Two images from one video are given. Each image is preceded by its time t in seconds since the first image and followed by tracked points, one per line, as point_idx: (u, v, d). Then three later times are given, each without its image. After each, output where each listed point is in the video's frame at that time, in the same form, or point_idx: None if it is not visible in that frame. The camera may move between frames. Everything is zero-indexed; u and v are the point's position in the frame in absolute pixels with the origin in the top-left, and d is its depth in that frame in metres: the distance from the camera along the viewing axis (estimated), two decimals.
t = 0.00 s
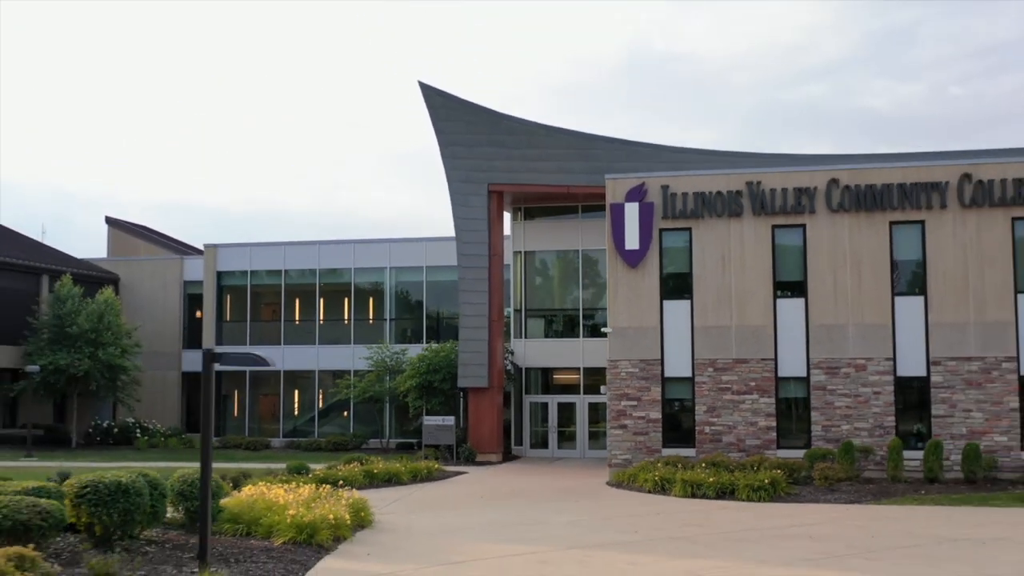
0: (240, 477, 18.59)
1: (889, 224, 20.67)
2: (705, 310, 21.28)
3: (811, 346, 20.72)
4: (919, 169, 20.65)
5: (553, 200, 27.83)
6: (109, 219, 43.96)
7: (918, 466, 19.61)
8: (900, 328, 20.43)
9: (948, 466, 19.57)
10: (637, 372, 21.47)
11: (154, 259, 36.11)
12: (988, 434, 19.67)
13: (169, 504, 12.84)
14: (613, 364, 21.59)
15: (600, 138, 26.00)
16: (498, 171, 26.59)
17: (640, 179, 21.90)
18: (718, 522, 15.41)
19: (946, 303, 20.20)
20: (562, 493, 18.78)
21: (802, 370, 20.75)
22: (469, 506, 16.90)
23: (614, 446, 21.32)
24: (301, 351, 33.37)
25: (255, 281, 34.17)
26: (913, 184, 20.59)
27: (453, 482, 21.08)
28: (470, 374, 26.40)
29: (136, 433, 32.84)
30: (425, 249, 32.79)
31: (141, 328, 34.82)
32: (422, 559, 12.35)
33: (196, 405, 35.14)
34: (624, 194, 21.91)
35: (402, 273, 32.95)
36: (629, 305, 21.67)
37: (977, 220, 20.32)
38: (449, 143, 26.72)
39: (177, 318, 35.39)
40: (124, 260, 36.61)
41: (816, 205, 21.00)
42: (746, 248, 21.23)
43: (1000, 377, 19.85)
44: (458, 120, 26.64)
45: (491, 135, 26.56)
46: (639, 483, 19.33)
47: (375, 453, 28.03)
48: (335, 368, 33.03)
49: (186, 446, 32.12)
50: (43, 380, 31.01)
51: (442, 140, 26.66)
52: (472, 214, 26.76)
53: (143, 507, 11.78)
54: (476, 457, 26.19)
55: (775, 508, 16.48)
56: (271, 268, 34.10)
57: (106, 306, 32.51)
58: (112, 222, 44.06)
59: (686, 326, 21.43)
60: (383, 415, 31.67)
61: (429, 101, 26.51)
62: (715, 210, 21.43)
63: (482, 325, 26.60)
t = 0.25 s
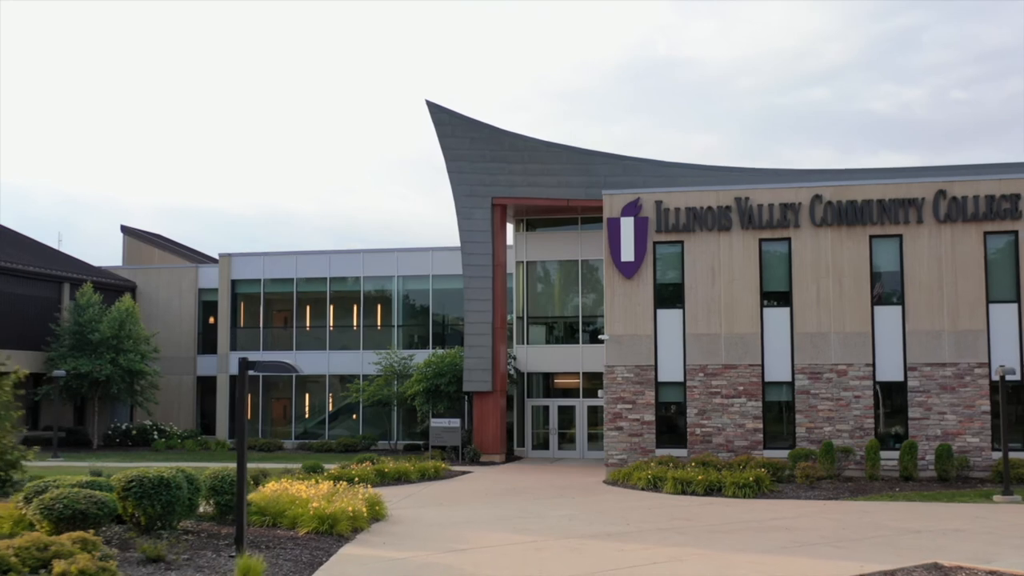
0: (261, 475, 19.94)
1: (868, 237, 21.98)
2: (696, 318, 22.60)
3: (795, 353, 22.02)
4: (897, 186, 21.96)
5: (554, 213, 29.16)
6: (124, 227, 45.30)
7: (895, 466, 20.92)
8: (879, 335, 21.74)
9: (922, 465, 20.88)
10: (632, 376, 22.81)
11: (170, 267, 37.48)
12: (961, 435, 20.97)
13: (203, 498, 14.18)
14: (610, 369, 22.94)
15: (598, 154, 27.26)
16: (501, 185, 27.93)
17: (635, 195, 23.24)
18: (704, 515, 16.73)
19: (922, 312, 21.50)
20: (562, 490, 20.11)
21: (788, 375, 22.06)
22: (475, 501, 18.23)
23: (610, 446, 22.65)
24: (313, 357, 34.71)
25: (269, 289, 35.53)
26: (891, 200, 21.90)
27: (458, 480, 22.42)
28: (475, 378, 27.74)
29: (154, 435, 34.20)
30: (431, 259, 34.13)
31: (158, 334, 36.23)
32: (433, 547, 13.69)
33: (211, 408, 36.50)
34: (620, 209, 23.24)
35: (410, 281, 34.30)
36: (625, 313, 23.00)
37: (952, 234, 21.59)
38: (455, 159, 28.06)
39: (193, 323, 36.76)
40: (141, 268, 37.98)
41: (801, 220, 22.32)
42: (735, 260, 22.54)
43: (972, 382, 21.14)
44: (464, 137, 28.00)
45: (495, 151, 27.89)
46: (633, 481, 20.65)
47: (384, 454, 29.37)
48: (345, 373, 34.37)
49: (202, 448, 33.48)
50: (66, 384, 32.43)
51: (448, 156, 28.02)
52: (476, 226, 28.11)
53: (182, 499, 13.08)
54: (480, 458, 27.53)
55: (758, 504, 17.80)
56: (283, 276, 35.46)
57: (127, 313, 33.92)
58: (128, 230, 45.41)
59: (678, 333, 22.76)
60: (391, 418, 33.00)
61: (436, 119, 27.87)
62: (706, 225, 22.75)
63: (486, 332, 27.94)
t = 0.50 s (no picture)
0: (278, 474, 21.20)
1: (851, 250, 23.25)
2: (689, 326, 23.86)
3: (782, 359, 23.28)
4: (878, 201, 23.23)
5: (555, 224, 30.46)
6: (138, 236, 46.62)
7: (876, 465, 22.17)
8: (861, 342, 23.00)
9: (900, 465, 22.15)
10: (628, 381, 24.10)
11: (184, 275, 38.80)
12: (938, 436, 22.23)
13: (230, 494, 15.44)
14: (607, 374, 24.22)
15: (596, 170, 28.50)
16: (504, 199, 29.22)
17: (631, 210, 24.53)
18: (693, 511, 17.99)
19: (902, 321, 22.78)
20: (561, 489, 21.36)
21: (775, 379, 23.32)
22: (480, 498, 19.49)
23: (607, 447, 23.93)
24: (322, 362, 36.00)
25: (280, 296, 36.85)
26: (873, 214, 23.17)
27: (464, 479, 23.67)
28: (479, 383, 28.99)
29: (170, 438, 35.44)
30: (437, 267, 35.41)
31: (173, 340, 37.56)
32: (442, 538, 14.97)
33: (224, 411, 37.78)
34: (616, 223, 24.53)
35: (416, 289, 35.60)
36: (621, 321, 24.28)
37: (929, 247, 22.89)
38: (460, 173, 29.36)
39: (207, 329, 38.06)
40: (156, 276, 39.30)
41: (788, 233, 23.59)
42: (725, 271, 23.81)
43: (949, 387, 22.39)
44: (468, 152, 29.30)
45: (498, 165, 29.17)
46: (628, 480, 21.90)
47: (392, 455, 30.64)
48: (354, 377, 35.67)
49: (216, 450, 34.73)
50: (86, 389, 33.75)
51: (453, 170, 29.32)
52: (480, 238, 29.39)
53: (213, 494, 14.33)
54: (484, 459, 28.81)
55: (744, 501, 19.07)
56: (294, 284, 36.77)
57: (144, 321, 35.24)
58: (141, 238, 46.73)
59: (672, 340, 24.03)
60: (398, 421, 34.26)
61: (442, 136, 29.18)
62: (698, 237, 24.01)
63: (490, 339, 29.21)
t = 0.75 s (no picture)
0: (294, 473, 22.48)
1: (836, 261, 24.49)
2: (682, 333, 25.11)
3: (771, 365, 24.52)
4: (862, 215, 24.47)
5: (555, 235, 31.72)
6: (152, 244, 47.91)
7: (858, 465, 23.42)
8: (846, 349, 24.24)
9: (882, 465, 23.40)
10: (625, 386, 25.37)
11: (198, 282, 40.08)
12: (918, 438, 23.47)
13: (253, 490, 16.69)
14: (605, 379, 25.48)
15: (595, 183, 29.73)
16: (507, 210, 30.50)
17: (627, 222, 25.80)
18: (683, 507, 19.24)
19: (884, 329, 24.02)
20: (560, 487, 22.62)
21: (764, 384, 24.57)
22: (484, 496, 20.75)
23: (605, 448, 25.21)
24: (332, 366, 37.28)
25: (291, 302, 38.17)
26: (857, 227, 24.42)
27: (468, 479, 24.94)
28: (483, 387, 30.23)
29: (184, 440, 36.71)
30: (442, 275, 36.70)
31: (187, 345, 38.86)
32: (449, 531, 16.23)
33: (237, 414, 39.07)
34: (614, 235, 25.79)
35: (422, 296, 36.88)
36: (618, 328, 25.54)
37: (910, 258, 24.13)
38: (465, 186, 30.63)
39: (220, 335, 39.36)
40: (171, 284, 40.60)
41: (776, 245, 24.83)
42: (717, 282, 25.06)
43: (929, 391, 23.62)
44: (473, 166, 30.58)
45: (501, 178, 30.44)
46: (624, 479, 23.16)
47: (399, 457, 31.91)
48: (363, 382, 36.97)
49: (230, 451, 36.01)
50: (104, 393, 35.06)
51: (459, 183, 30.60)
52: (484, 248, 30.67)
53: (239, 491, 15.50)
54: (488, 460, 30.10)
55: (731, 498, 20.33)
56: (305, 291, 38.08)
57: (160, 327, 36.56)
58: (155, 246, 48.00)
59: (666, 347, 25.29)
60: (405, 424, 35.51)
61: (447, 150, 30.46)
62: (691, 249, 25.25)
63: (494, 344, 30.48)
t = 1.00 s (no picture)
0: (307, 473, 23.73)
1: (824, 271, 25.70)
2: (677, 340, 26.33)
3: (762, 370, 25.73)
4: (848, 228, 25.68)
5: (556, 245, 32.97)
6: (164, 252, 49.24)
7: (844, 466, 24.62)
8: (832, 355, 25.44)
9: (866, 466, 24.59)
10: (622, 390, 26.60)
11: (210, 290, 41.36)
12: (901, 440, 24.67)
13: (272, 488, 17.90)
14: (603, 384, 26.72)
15: (594, 194, 30.96)
16: (510, 222, 31.75)
17: (624, 234, 27.04)
18: (675, 505, 20.45)
19: (869, 336, 25.22)
20: (560, 487, 23.84)
21: (755, 389, 25.78)
22: (487, 494, 21.98)
23: (603, 450, 26.47)
24: (341, 371, 38.52)
25: (302, 309, 39.46)
26: (843, 239, 25.63)
27: (473, 479, 26.16)
28: (487, 391, 31.46)
29: (198, 443, 37.94)
30: (448, 283, 37.95)
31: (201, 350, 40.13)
32: (455, 526, 17.47)
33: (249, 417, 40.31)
34: (611, 246, 27.03)
35: (428, 303, 38.13)
36: (616, 336, 26.78)
37: (894, 269, 25.33)
38: (469, 198, 31.88)
39: (232, 341, 40.63)
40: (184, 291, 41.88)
41: (766, 256, 26.03)
42: (710, 291, 26.28)
43: (911, 395, 24.82)
44: (476, 179, 31.86)
45: (504, 190, 31.68)
46: (620, 479, 24.38)
47: (407, 458, 33.14)
48: (370, 386, 38.18)
49: (243, 453, 37.23)
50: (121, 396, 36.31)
51: (463, 196, 31.87)
52: (488, 257, 31.91)
53: (260, 488, 16.63)
54: (492, 461, 31.32)
55: (721, 496, 21.53)
56: (315, 299, 39.35)
57: (174, 333, 37.82)
58: (167, 254, 49.32)
59: (662, 353, 26.51)
60: (412, 427, 36.72)
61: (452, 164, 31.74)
62: (685, 260, 26.47)
63: (498, 350, 31.71)
